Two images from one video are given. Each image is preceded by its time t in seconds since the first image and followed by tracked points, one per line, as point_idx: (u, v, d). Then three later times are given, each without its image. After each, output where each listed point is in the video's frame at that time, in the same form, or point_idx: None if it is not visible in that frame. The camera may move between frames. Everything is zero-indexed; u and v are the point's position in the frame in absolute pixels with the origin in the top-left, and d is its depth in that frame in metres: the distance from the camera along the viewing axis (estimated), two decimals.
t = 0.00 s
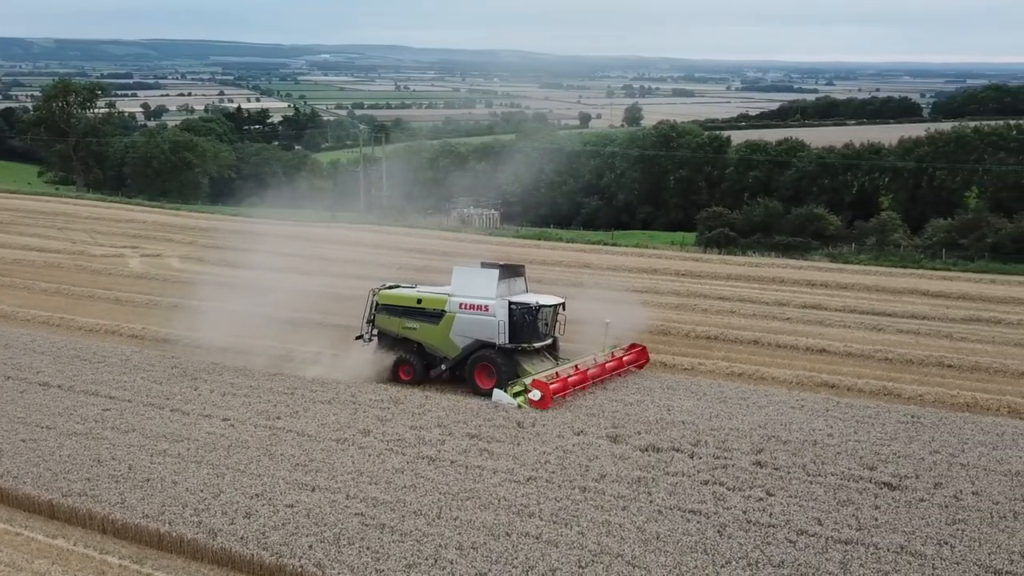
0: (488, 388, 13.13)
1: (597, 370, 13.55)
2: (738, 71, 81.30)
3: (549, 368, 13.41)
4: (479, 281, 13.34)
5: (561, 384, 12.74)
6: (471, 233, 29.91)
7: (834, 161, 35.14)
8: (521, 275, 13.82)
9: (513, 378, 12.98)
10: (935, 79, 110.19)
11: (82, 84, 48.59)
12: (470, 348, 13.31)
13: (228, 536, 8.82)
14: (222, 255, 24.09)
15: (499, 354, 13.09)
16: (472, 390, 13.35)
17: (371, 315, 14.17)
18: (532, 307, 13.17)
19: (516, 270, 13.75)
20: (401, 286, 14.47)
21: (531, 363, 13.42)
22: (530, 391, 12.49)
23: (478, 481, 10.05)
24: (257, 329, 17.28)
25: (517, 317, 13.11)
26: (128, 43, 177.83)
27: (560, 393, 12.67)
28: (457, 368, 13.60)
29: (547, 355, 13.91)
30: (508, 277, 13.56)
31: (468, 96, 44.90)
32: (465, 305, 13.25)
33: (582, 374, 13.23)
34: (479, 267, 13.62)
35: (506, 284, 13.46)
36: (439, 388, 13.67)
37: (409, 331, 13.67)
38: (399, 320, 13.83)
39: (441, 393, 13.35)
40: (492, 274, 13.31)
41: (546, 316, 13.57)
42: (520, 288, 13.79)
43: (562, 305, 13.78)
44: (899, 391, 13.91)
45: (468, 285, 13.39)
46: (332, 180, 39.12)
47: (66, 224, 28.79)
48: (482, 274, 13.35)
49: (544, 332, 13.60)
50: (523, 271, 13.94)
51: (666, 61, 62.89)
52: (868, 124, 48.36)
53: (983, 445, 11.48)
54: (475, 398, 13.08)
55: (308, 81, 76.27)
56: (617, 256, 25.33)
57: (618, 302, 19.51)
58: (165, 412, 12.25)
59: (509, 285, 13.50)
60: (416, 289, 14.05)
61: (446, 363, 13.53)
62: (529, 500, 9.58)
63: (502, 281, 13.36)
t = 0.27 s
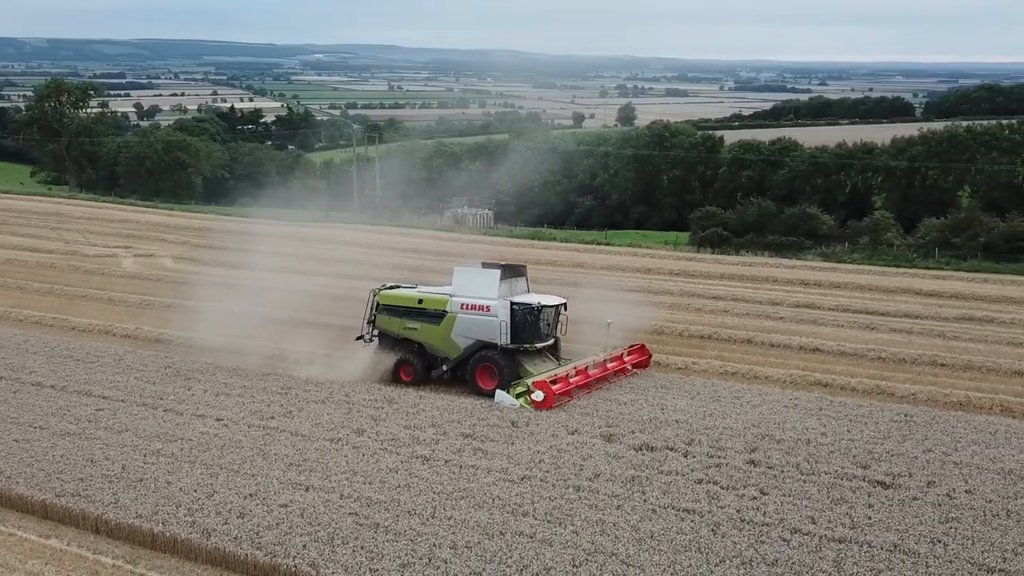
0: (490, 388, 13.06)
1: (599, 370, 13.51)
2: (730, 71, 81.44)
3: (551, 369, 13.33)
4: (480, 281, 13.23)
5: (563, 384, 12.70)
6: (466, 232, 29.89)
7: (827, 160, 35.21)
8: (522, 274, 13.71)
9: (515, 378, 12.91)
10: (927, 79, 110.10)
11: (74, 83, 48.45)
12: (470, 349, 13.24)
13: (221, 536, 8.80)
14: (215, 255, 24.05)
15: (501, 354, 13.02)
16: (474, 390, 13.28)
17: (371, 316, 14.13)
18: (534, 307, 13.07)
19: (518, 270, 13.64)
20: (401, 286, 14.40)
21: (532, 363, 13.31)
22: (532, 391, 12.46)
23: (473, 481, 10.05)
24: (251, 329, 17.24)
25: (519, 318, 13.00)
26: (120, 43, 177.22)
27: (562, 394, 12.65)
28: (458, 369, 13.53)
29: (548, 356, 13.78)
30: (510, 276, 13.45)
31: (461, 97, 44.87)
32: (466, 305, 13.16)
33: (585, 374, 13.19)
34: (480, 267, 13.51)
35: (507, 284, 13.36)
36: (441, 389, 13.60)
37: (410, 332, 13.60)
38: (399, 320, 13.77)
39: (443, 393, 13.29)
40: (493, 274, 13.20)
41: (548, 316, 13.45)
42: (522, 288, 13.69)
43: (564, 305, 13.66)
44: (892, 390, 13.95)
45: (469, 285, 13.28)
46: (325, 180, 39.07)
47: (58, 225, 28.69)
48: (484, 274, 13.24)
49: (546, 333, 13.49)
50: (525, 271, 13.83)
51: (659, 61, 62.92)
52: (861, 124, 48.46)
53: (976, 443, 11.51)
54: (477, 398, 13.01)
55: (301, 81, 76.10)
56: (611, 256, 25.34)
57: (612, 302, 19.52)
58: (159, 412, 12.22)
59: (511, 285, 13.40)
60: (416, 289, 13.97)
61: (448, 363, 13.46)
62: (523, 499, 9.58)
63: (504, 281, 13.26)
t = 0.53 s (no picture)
0: (492, 388, 13.03)
1: (603, 370, 13.45)
2: (725, 71, 81.51)
3: (554, 368, 13.27)
4: (482, 281, 13.19)
5: (566, 384, 12.65)
6: (461, 232, 29.88)
7: (822, 160, 35.27)
8: (525, 274, 13.67)
9: (517, 378, 12.88)
10: (922, 79, 109.84)
11: (68, 83, 48.37)
12: (472, 349, 13.21)
13: (216, 536, 8.80)
14: (210, 255, 24.02)
15: (503, 354, 12.97)
16: (476, 390, 13.25)
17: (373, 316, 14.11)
18: (536, 307, 13.00)
19: (520, 270, 13.60)
20: (404, 286, 14.37)
21: (536, 363, 13.21)
22: (535, 391, 12.42)
23: (467, 480, 10.05)
24: (247, 329, 17.22)
25: (521, 318, 12.95)
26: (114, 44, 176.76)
27: (565, 394, 12.61)
28: (460, 369, 13.50)
29: (550, 356, 13.64)
30: (512, 276, 13.41)
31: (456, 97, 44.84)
32: (468, 305, 13.14)
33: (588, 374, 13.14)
34: (482, 267, 13.47)
35: (510, 284, 13.32)
36: (444, 389, 13.56)
37: (412, 332, 13.58)
38: (401, 320, 13.75)
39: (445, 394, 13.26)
40: (495, 274, 13.16)
41: (550, 316, 13.33)
42: (524, 288, 13.65)
43: (566, 306, 13.54)
44: (886, 388, 13.98)
45: (471, 285, 13.24)
46: (320, 180, 39.02)
47: (52, 225, 28.63)
48: (485, 274, 13.20)
49: (549, 333, 13.39)
50: (527, 271, 13.79)
51: (654, 61, 62.96)
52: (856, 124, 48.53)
53: (970, 442, 11.54)
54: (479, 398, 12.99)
55: (296, 81, 75.96)
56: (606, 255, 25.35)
57: (606, 301, 19.53)
58: (153, 412, 12.20)
59: (513, 286, 13.36)
60: (419, 289, 13.93)
61: (450, 363, 13.43)
62: (518, 498, 9.59)
63: (506, 281, 13.22)
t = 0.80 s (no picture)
0: (495, 389, 12.97)
1: (606, 370, 13.41)
2: (719, 71, 81.63)
3: (557, 369, 13.24)
4: (484, 281, 13.09)
5: (569, 385, 12.62)
6: (456, 232, 29.85)
7: (816, 159, 35.36)
8: (527, 274, 13.62)
9: (519, 379, 12.83)
10: (916, 79, 109.18)
11: (62, 83, 48.34)
12: (475, 349, 13.14)
13: (210, 535, 8.78)
14: (203, 254, 23.97)
15: (506, 354, 12.92)
16: (478, 391, 13.19)
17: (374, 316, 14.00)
18: (539, 307, 12.99)
19: (523, 270, 13.56)
20: (404, 286, 14.27)
21: (538, 364, 13.17)
22: (538, 392, 12.38)
23: (462, 479, 10.05)
24: (241, 329, 17.19)
25: (524, 318, 12.94)
26: (107, 43, 176.20)
27: (568, 394, 12.58)
28: (462, 369, 13.44)
29: (553, 356, 13.59)
30: (514, 276, 13.33)
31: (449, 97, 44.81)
32: (470, 305, 13.05)
33: (591, 374, 13.10)
34: (484, 267, 13.39)
35: (512, 284, 13.25)
36: (445, 389, 13.50)
37: (413, 332, 13.49)
38: (402, 320, 13.65)
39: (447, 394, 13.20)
40: (498, 274, 13.06)
41: (553, 316, 13.28)
42: (526, 288, 13.60)
43: (569, 305, 13.45)
44: (880, 387, 14.02)
45: (474, 285, 13.14)
46: (313, 180, 38.99)
47: (46, 224, 28.55)
48: (488, 274, 13.10)
49: (551, 333, 13.33)
50: (529, 271, 13.75)
51: (648, 61, 63.02)
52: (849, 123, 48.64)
53: (963, 440, 11.59)
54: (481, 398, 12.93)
55: (290, 81, 75.83)
56: (600, 255, 25.37)
57: (600, 300, 19.55)
58: (147, 412, 12.18)
59: (516, 285, 13.30)
60: (420, 289, 13.83)
61: (452, 363, 13.36)
62: (513, 497, 9.59)
63: (509, 281, 13.17)
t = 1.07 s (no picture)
0: (498, 389, 12.91)
1: (610, 371, 13.34)
2: (714, 71, 81.72)
3: (561, 369, 13.16)
4: (488, 281, 13.04)
5: (574, 385, 12.55)
6: (452, 232, 29.81)
7: (811, 159, 35.42)
8: (531, 274, 13.48)
9: (523, 380, 12.75)
10: (910, 79, 108.22)
11: (56, 83, 48.23)
12: (478, 350, 13.07)
13: (206, 535, 8.77)
14: (199, 254, 23.94)
15: (510, 354, 12.86)
16: (482, 392, 13.11)
17: (377, 316, 13.96)
18: (543, 307, 12.83)
19: (527, 270, 13.43)
20: (408, 286, 14.22)
21: (542, 364, 13.10)
22: (543, 392, 12.31)
23: (458, 478, 10.06)
24: (238, 329, 17.17)
25: (527, 318, 12.79)
26: (102, 43, 175.75)
27: (573, 395, 12.49)
28: (466, 369, 13.37)
29: (557, 356, 13.54)
30: (518, 276, 13.25)
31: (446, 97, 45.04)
32: (473, 305, 12.98)
33: (595, 375, 13.03)
34: (488, 267, 13.33)
35: (516, 284, 13.17)
36: (448, 390, 13.43)
37: (416, 332, 13.43)
38: (405, 320, 13.60)
39: (450, 395, 13.12)
40: (501, 274, 13.01)
41: (557, 317, 13.11)
42: (530, 288, 13.47)
43: (573, 305, 13.33)
44: (875, 386, 14.04)
45: (477, 285, 13.10)
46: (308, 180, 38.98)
47: (41, 225, 28.48)
48: (491, 274, 13.05)
49: (556, 333, 13.18)
50: (533, 270, 13.61)
51: (643, 61, 63.03)
52: (844, 123, 48.73)
53: (959, 439, 11.61)
54: (485, 399, 12.86)
55: (286, 81, 75.75)
56: (596, 255, 25.39)
57: (596, 300, 19.57)
58: (142, 412, 12.15)
59: (519, 285, 13.18)
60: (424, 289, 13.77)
61: (455, 364, 13.29)
62: (509, 496, 9.60)
63: (512, 280, 13.06)
